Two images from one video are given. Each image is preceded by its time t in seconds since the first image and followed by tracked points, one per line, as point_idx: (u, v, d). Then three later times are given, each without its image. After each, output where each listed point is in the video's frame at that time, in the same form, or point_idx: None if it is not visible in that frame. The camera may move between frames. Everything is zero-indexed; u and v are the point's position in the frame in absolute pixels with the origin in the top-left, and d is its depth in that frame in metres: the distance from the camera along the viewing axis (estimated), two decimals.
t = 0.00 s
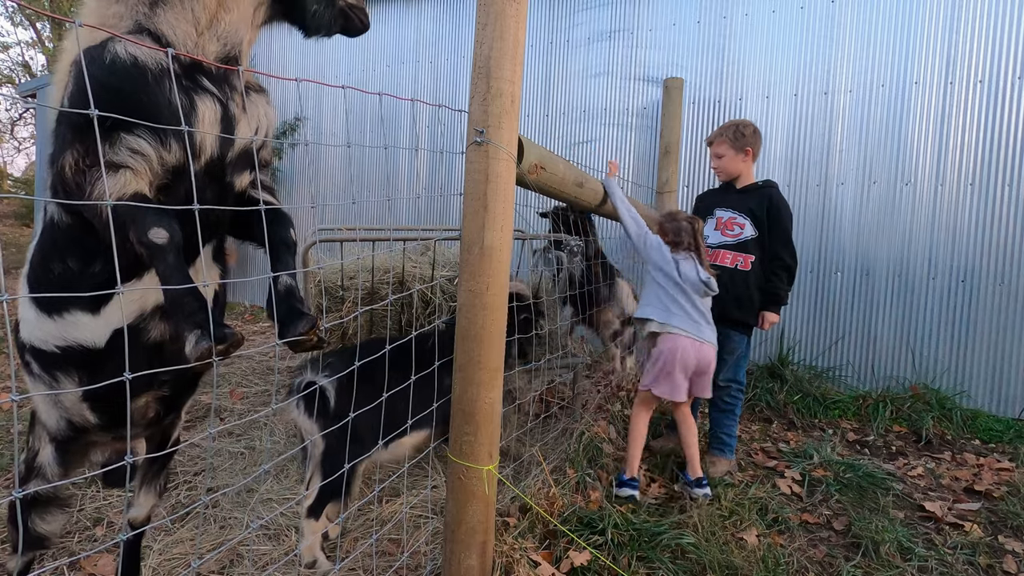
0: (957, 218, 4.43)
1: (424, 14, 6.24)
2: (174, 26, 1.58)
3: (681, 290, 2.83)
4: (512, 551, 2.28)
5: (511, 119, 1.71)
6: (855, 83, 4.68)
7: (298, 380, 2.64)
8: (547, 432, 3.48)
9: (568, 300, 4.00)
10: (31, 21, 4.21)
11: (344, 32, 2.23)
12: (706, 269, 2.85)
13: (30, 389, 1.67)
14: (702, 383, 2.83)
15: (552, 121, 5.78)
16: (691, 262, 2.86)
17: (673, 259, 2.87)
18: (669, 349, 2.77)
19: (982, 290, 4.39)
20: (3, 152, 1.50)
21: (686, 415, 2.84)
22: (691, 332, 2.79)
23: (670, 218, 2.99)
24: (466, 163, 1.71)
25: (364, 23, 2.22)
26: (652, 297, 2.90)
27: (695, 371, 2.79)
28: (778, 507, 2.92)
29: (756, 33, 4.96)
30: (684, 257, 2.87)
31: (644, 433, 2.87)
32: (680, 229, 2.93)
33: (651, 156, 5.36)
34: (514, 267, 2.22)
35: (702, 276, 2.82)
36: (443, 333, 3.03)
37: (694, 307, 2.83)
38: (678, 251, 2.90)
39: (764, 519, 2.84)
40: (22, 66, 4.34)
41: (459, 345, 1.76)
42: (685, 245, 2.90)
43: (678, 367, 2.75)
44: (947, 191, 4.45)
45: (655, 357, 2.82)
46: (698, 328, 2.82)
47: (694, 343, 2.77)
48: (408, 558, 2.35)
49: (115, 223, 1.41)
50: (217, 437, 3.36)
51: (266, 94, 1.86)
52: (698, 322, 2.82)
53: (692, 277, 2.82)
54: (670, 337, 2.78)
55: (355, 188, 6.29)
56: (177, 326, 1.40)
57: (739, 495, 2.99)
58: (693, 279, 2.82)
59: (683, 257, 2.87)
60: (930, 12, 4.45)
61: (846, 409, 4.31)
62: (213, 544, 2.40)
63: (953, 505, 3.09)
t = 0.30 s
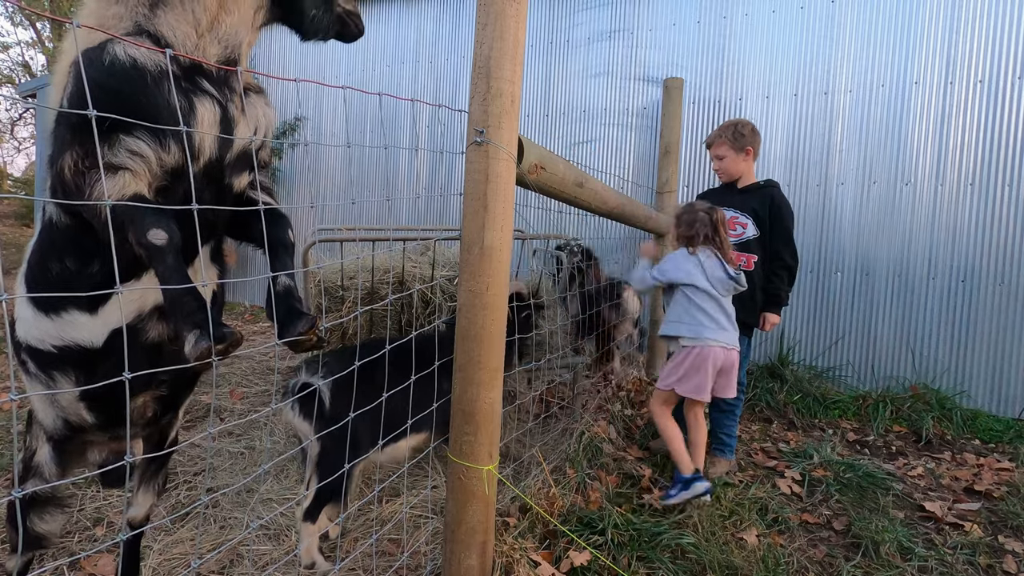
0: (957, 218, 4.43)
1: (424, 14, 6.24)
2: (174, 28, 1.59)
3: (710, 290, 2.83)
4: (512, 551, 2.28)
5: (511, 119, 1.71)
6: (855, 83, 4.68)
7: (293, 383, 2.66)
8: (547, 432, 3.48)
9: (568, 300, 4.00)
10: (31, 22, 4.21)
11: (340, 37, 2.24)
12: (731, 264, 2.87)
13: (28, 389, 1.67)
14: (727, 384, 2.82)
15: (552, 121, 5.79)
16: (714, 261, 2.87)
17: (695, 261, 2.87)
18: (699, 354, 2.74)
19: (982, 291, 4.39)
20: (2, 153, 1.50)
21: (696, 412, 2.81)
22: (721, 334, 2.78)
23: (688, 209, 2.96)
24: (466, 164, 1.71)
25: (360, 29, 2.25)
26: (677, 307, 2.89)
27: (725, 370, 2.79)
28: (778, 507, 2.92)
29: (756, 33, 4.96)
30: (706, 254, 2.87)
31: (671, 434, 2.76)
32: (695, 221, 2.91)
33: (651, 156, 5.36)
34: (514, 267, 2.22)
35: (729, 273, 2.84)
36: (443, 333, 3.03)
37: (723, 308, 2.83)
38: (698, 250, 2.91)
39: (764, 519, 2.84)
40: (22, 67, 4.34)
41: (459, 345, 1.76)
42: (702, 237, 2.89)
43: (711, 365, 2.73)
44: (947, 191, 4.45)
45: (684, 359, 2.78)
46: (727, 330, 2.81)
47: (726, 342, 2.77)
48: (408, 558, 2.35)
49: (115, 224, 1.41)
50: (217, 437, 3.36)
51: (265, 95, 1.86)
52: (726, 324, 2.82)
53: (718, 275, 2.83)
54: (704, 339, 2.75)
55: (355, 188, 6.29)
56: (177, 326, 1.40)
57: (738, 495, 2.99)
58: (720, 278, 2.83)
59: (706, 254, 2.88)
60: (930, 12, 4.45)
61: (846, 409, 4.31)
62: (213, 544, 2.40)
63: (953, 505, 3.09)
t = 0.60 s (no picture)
0: (957, 218, 4.43)
1: (424, 14, 6.24)
2: (177, 25, 1.59)
3: (729, 304, 2.63)
4: (512, 551, 2.28)
5: (511, 119, 1.71)
6: (855, 83, 4.68)
7: (295, 383, 2.63)
8: (547, 432, 3.48)
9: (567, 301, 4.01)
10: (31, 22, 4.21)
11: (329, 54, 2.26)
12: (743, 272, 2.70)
13: (30, 389, 1.67)
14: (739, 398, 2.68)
15: (552, 121, 5.79)
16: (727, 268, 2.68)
17: (709, 273, 2.65)
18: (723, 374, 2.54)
19: (982, 291, 4.39)
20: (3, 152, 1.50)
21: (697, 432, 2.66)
22: (743, 350, 2.58)
23: (698, 209, 2.75)
24: (466, 164, 1.71)
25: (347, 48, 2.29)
26: (692, 327, 2.64)
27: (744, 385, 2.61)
28: (778, 507, 2.92)
29: (756, 33, 4.96)
30: (720, 263, 2.67)
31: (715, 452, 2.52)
32: (706, 225, 2.70)
33: (651, 156, 5.35)
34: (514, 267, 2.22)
35: (744, 283, 2.66)
36: (442, 334, 3.03)
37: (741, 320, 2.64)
38: (709, 255, 2.69)
39: (764, 519, 2.84)
40: (21, 67, 4.34)
41: (459, 345, 1.76)
42: (712, 244, 2.70)
43: (739, 382, 2.56)
44: (947, 190, 4.45)
45: (708, 380, 2.55)
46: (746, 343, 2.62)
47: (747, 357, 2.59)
48: (408, 558, 2.36)
49: (116, 222, 1.41)
50: (217, 437, 3.36)
51: (266, 95, 1.87)
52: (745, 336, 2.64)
53: (734, 285, 2.64)
54: (729, 357, 2.54)
55: (355, 188, 6.29)
56: (177, 325, 1.40)
57: (738, 496, 2.99)
58: (735, 287, 2.64)
59: (719, 262, 2.67)
60: (930, 12, 4.45)
61: (846, 409, 4.31)
62: (213, 544, 2.40)
63: (953, 505, 3.09)
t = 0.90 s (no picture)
0: (957, 218, 4.43)
1: (424, 14, 6.24)
2: (183, 25, 1.59)
3: (742, 299, 2.59)
4: (512, 551, 2.28)
5: (511, 119, 1.71)
6: (855, 83, 4.68)
7: (303, 383, 2.58)
8: (547, 433, 3.48)
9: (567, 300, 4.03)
10: (32, 22, 4.20)
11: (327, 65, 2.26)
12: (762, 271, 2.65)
13: (30, 389, 1.67)
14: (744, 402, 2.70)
15: (551, 121, 5.79)
16: (748, 263, 2.62)
17: (731, 266, 2.58)
18: (732, 373, 2.53)
19: (982, 290, 4.39)
20: (3, 151, 1.50)
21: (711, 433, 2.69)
22: (752, 351, 2.57)
23: (713, 202, 2.67)
24: (466, 164, 1.71)
25: (345, 57, 2.29)
26: (701, 316, 2.61)
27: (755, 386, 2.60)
28: (778, 507, 2.92)
29: (756, 33, 4.96)
30: (741, 257, 2.61)
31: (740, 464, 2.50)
32: (722, 218, 2.64)
33: (651, 156, 5.35)
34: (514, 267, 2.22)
35: (762, 282, 2.62)
36: (443, 334, 3.03)
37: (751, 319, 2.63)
38: (731, 246, 2.61)
39: (764, 519, 2.84)
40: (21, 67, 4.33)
41: (459, 345, 1.76)
42: (732, 237, 2.63)
43: (750, 385, 2.55)
44: (947, 190, 4.45)
45: (717, 379, 2.53)
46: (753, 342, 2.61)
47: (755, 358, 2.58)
48: (408, 558, 2.36)
49: (116, 221, 1.41)
50: (217, 437, 3.36)
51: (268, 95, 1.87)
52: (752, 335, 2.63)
53: (752, 283, 2.60)
54: (735, 356, 2.53)
55: (355, 188, 6.29)
56: (177, 325, 1.40)
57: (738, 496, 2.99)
58: (753, 286, 2.60)
59: (740, 256, 2.61)
60: (930, 12, 4.45)
61: (846, 409, 4.31)
62: (213, 544, 2.40)
63: (953, 505, 3.09)
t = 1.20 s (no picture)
0: (957, 218, 4.43)
1: (424, 14, 6.24)
2: (179, 23, 1.58)
3: (757, 305, 2.60)
4: (512, 551, 2.28)
5: (511, 119, 1.71)
6: (855, 82, 4.68)
7: (306, 382, 2.57)
8: (547, 433, 3.48)
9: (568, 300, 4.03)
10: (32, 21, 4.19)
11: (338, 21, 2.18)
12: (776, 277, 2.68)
13: (28, 386, 1.67)
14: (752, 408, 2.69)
15: (551, 121, 5.80)
16: (763, 268, 2.63)
17: (748, 269, 2.59)
18: (744, 378, 2.52)
19: (982, 290, 4.39)
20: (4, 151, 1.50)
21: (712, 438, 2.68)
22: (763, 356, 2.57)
23: (729, 204, 2.67)
24: (466, 164, 1.71)
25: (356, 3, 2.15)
26: (715, 319, 2.60)
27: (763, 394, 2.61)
28: (777, 507, 2.92)
29: (756, 33, 4.96)
30: (759, 262, 2.63)
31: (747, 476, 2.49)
32: (741, 220, 2.64)
33: (651, 156, 5.35)
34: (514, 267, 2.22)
35: (776, 287, 2.65)
36: (443, 334, 3.03)
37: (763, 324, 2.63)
38: (748, 249, 2.63)
39: (764, 519, 2.84)
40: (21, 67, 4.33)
41: (459, 345, 1.76)
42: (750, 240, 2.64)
43: (761, 393, 2.54)
44: (947, 190, 4.45)
45: (729, 386, 2.52)
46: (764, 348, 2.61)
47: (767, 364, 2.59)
48: (408, 558, 2.36)
49: (121, 220, 1.42)
50: (217, 437, 3.36)
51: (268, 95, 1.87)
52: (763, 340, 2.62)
53: (767, 289, 2.61)
54: (749, 361, 2.52)
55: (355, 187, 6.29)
56: (179, 324, 1.41)
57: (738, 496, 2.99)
58: (767, 291, 2.61)
59: (757, 259, 2.63)
60: (930, 12, 4.45)
61: (846, 409, 4.31)
62: (213, 544, 2.40)
63: (953, 505, 3.09)
